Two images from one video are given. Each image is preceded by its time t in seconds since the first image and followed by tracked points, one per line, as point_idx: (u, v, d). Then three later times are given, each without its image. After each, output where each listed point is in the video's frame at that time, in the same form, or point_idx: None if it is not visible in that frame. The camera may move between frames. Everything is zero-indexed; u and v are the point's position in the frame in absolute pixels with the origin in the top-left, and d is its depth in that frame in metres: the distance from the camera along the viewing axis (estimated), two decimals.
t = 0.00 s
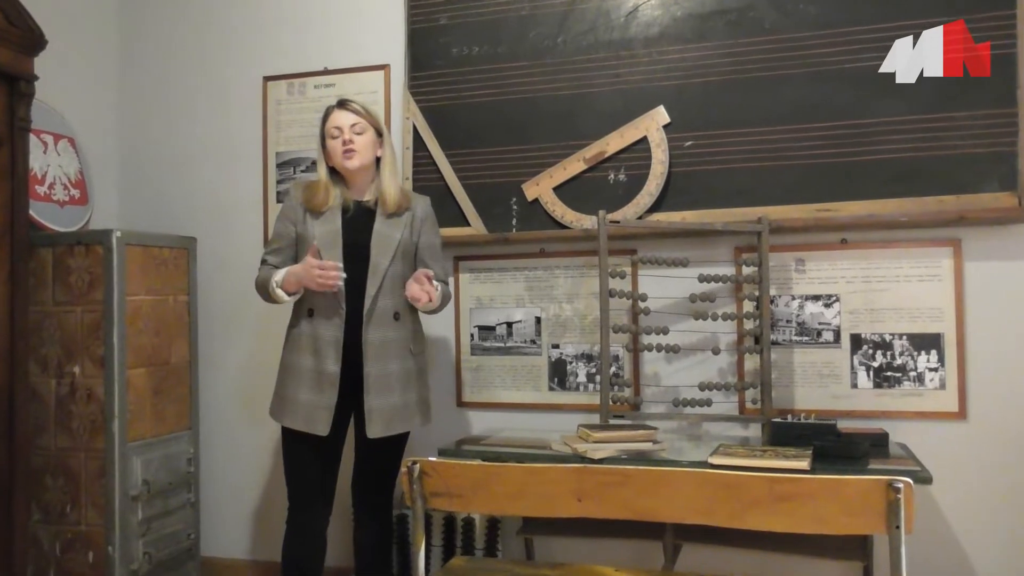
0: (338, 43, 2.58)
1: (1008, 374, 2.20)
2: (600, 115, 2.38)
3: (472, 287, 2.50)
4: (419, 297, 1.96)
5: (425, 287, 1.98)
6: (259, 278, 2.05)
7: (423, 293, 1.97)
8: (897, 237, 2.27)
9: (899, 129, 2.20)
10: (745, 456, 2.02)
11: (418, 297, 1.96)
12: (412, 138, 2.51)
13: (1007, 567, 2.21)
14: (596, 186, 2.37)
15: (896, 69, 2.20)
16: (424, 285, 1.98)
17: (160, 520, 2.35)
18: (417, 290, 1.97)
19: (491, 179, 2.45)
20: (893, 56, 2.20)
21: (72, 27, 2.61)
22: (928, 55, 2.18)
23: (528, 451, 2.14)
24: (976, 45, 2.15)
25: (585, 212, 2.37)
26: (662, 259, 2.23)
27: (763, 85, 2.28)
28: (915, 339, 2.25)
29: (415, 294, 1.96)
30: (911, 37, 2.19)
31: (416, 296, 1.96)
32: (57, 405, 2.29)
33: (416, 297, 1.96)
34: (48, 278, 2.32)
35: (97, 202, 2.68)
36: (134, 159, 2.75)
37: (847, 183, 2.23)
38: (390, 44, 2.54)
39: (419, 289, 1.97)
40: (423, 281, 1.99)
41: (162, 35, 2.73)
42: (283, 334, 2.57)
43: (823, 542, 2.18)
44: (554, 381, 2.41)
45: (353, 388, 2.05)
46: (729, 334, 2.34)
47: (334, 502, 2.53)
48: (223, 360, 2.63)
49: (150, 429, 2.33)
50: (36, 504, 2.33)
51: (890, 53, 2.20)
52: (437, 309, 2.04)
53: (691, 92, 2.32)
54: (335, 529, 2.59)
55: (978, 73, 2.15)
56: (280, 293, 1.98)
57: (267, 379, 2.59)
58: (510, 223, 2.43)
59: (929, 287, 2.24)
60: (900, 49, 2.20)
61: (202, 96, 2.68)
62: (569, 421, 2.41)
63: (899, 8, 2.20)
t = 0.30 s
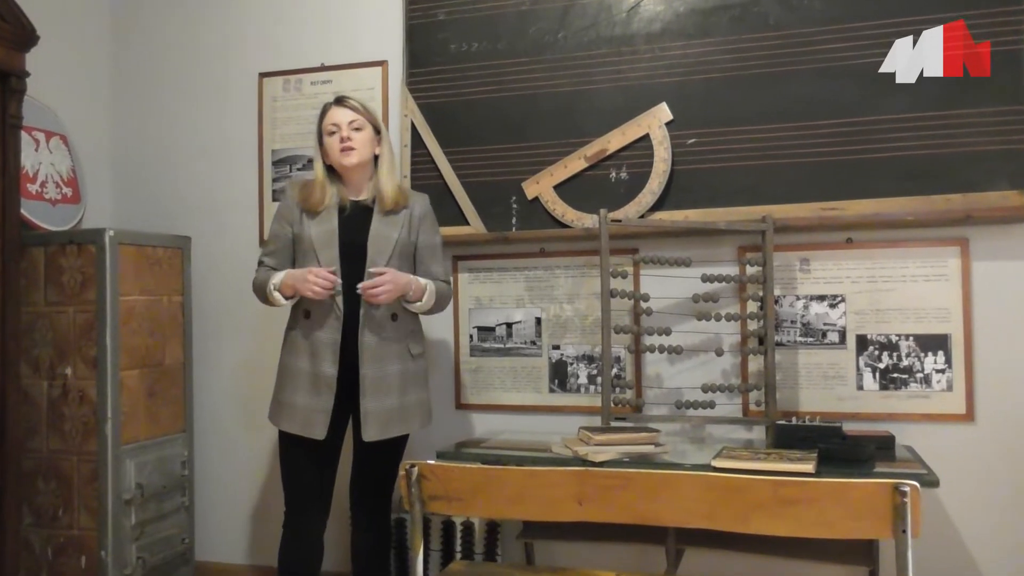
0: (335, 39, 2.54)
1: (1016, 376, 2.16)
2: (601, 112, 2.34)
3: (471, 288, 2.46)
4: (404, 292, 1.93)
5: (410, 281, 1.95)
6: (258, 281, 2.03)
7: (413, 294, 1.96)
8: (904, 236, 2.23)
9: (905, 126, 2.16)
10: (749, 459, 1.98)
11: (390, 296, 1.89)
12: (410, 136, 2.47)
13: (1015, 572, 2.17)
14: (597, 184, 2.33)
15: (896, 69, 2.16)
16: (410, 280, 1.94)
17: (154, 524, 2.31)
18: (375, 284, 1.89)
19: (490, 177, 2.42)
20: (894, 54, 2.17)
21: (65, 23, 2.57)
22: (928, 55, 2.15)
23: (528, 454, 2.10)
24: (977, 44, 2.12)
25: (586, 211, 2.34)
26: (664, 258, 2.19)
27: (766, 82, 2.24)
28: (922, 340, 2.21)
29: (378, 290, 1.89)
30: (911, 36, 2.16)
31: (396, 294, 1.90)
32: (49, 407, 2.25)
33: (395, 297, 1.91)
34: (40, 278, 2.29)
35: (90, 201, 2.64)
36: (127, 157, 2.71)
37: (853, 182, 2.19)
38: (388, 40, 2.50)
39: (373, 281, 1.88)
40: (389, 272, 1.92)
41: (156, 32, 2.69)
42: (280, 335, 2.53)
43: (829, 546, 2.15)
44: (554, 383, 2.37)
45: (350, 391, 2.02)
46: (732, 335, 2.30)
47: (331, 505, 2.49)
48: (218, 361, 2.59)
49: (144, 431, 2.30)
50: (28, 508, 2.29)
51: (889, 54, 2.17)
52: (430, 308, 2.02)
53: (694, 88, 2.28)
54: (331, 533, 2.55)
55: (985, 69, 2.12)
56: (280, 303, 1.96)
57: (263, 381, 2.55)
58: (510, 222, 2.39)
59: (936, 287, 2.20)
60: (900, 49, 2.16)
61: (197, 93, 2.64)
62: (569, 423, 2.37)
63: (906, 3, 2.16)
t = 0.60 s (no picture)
0: (332, 36, 2.50)
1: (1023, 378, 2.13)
2: (602, 109, 2.30)
3: (470, 288, 2.43)
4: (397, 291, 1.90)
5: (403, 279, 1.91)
6: (258, 285, 2.01)
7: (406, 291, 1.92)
8: (910, 236, 2.19)
9: (911, 124, 2.13)
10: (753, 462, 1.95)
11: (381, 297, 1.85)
12: (409, 134, 2.44)
13: None
14: (598, 183, 2.30)
15: (896, 69, 2.14)
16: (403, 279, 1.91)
17: (148, 528, 2.28)
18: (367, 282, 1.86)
19: (489, 176, 2.38)
20: (894, 55, 2.14)
21: (58, 19, 2.54)
22: (929, 54, 2.12)
23: (528, 457, 2.07)
24: (977, 44, 2.10)
25: (586, 210, 2.30)
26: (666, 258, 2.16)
27: (770, 79, 2.21)
28: (928, 341, 2.17)
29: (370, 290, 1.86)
30: (911, 36, 2.13)
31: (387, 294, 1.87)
32: (42, 409, 2.22)
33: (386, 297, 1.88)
34: (33, 279, 2.25)
35: (83, 200, 2.61)
36: (121, 155, 2.67)
37: (857, 180, 2.16)
38: (386, 36, 2.47)
39: (361, 280, 1.85)
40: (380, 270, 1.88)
41: (151, 28, 2.65)
42: (276, 335, 2.49)
43: (834, 550, 2.11)
44: (554, 384, 2.34)
45: (347, 392, 1.98)
46: (736, 336, 2.27)
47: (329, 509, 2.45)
48: (214, 362, 2.56)
49: (138, 434, 2.26)
50: (21, 512, 2.26)
51: (889, 53, 2.14)
52: (427, 305, 1.98)
53: (696, 86, 2.25)
54: (329, 536, 2.51)
55: (992, 66, 2.08)
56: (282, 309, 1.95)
57: (259, 383, 2.52)
58: (509, 220, 2.36)
59: (942, 287, 2.17)
60: (900, 49, 2.13)
61: (192, 90, 2.61)
62: (570, 425, 2.33)
63: None
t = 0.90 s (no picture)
0: (329, 32, 2.46)
1: None
2: (604, 106, 2.27)
3: (469, 288, 2.39)
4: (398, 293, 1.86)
5: (403, 280, 1.87)
6: (256, 288, 1.97)
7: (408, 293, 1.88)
8: (917, 235, 2.15)
9: (919, 121, 2.09)
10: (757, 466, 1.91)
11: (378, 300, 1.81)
12: (407, 131, 2.40)
13: None
14: (600, 181, 2.26)
15: (896, 69, 2.10)
16: (402, 280, 1.87)
17: (141, 533, 2.24)
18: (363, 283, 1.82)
19: (488, 175, 2.34)
20: (894, 55, 2.10)
21: (50, 15, 2.50)
22: (929, 55, 2.08)
23: (529, 460, 2.03)
24: (977, 44, 2.06)
25: (588, 209, 2.26)
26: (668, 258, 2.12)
27: (775, 76, 2.17)
28: (936, 342, 2.13)
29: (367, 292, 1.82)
30: (911, 37, 2.10)
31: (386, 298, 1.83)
32: (33, 411, 2.18)
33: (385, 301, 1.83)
34: (25, 279, 2.21)
35: (76, 200, 2.57)
36: (114, 153, 2.63)
37: (864, 179, 2.12)
38: (384, 32, 2.43)
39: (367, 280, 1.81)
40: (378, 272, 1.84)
41: (145, 24, 2.62)
42: (273, 336, 2.45)
43: (840, 555, 2.07)
44: (555, 386, 2.30)
45: (347, 395, 1.94)
46: (740, 337, 2.23)
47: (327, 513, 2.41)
48: (209, 364, 2.52)
49: (132, 436, 2.23)
50: (12, 516, 2.22)
51: (889, 53, 2.11)
52: (428, 307, 1.94)
53: (699, 82, 2.21)
54: (326, 540, 2.47)
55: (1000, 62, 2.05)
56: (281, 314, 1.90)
57: (255, 384, 2.48)
58: (509, 219, 2.32)
59: (950, 287, 2.13)
60: (899, 50, 2.10)
61: (187, 87, 2.57)
62: (571, 428, 2.29)
63: None
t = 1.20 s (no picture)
0: (327, 28, 2.43)
1: None
2: (605, 104, 2.23)
3: (468, 288, 2.35)
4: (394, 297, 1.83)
5: (399, 283, 1.84)
6: (254, 287, 1.90)
7: (404, 297, 1.85)
8: (923, 235, 2.12)
9: (926, 119, 2.06)
10: (761, 469, 1.87)
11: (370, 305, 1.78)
12: (405, 129, 2.36)
13: None
14: (601, 180, 2.23)
15: (896, 70, 2.07)
16: (398, 282, 1.83)
17: (135, 537, 2.20)
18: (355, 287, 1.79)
19: (488, 173, 2.31)
20: (893, 56, 2.08)
21: (42, 12, 2.46)
22: (929, 56, 2.06)
23: (529, 463, 1.99)
24: (976, 44, 2.03)
25: (590, 208, 2.23)
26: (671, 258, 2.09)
27: (779, 73, 2.14)
28: (942, 343, 2.10)
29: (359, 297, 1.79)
30: (911, 37, 2.07)
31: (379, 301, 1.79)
32: (25, 414, 2.14)
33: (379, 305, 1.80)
34: (17, 279, 2.18)
35: (69, 199, 2.53)
36: (107, 152, 2.60)
37: (869, 177, 2.09)
38: (382, 29, 2.39)
39: (372, 282, 1.78)
40: (371, 274, 1.80)
41: (138, 21, 2.58)
42: (271, 336, 2.42)
43: (846, 559, 2.04)
44: (556, 389, 2.27)
45: (346, 397, 1.91)
46: (743, 338, 2.19)
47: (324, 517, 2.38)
48: (205, 365, 2.48)
49: (126, 440, 2.19)
50: (4, 520, 2.19)
51: (889, 54, 2.08)
52: (428, 310, 1.91)
53: (702, 80, 2.18)
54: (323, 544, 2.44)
55: (1007, 58, 2.02)
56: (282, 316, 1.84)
57: (251, 386, 2.45)
58: (509, 219, 2.28)
59: (957, 288, 2.09)
60: (899, 50, 2.07)
61: (181, 85, 2.54)
62: (572, 430, 2.26)
63: None
